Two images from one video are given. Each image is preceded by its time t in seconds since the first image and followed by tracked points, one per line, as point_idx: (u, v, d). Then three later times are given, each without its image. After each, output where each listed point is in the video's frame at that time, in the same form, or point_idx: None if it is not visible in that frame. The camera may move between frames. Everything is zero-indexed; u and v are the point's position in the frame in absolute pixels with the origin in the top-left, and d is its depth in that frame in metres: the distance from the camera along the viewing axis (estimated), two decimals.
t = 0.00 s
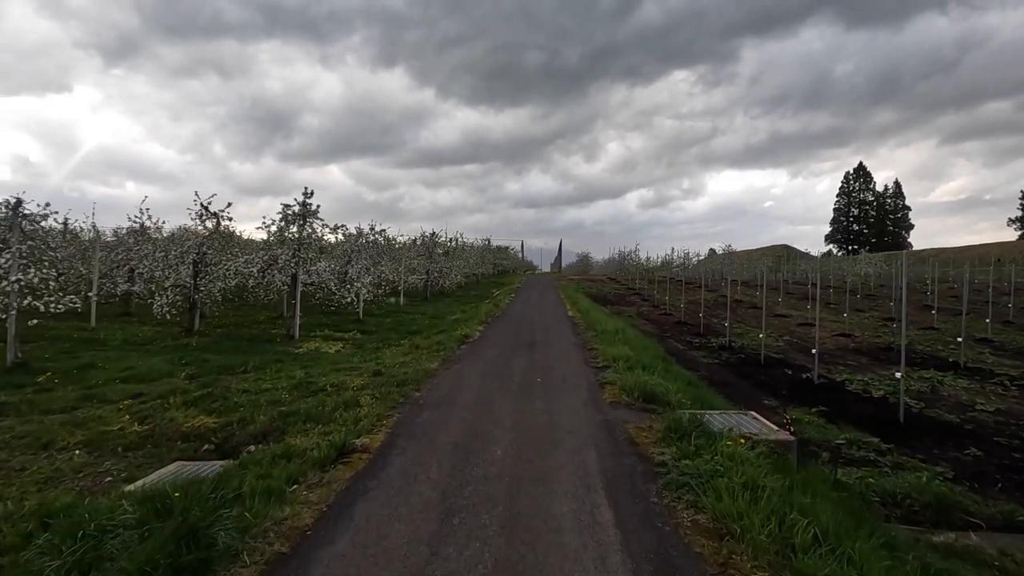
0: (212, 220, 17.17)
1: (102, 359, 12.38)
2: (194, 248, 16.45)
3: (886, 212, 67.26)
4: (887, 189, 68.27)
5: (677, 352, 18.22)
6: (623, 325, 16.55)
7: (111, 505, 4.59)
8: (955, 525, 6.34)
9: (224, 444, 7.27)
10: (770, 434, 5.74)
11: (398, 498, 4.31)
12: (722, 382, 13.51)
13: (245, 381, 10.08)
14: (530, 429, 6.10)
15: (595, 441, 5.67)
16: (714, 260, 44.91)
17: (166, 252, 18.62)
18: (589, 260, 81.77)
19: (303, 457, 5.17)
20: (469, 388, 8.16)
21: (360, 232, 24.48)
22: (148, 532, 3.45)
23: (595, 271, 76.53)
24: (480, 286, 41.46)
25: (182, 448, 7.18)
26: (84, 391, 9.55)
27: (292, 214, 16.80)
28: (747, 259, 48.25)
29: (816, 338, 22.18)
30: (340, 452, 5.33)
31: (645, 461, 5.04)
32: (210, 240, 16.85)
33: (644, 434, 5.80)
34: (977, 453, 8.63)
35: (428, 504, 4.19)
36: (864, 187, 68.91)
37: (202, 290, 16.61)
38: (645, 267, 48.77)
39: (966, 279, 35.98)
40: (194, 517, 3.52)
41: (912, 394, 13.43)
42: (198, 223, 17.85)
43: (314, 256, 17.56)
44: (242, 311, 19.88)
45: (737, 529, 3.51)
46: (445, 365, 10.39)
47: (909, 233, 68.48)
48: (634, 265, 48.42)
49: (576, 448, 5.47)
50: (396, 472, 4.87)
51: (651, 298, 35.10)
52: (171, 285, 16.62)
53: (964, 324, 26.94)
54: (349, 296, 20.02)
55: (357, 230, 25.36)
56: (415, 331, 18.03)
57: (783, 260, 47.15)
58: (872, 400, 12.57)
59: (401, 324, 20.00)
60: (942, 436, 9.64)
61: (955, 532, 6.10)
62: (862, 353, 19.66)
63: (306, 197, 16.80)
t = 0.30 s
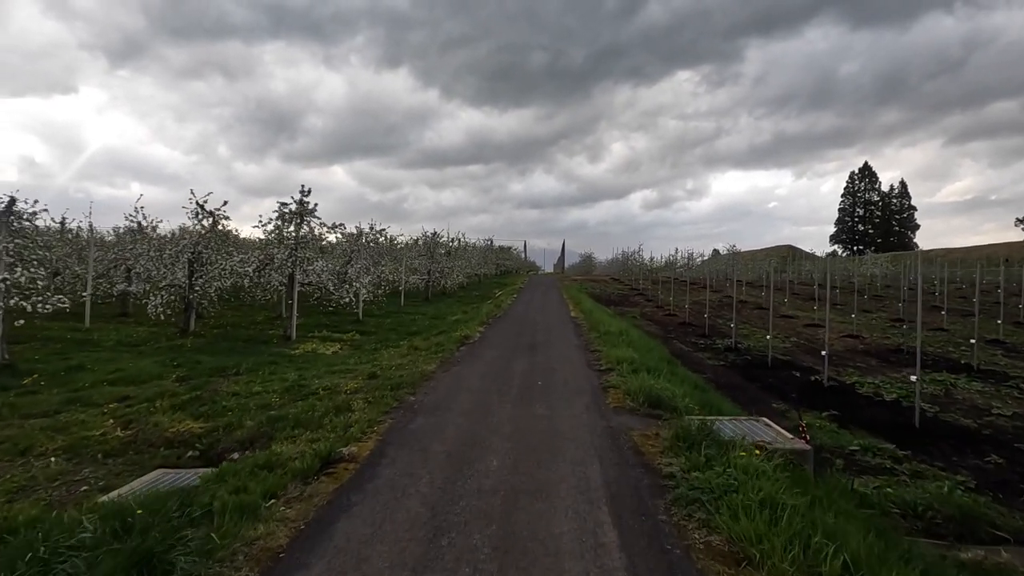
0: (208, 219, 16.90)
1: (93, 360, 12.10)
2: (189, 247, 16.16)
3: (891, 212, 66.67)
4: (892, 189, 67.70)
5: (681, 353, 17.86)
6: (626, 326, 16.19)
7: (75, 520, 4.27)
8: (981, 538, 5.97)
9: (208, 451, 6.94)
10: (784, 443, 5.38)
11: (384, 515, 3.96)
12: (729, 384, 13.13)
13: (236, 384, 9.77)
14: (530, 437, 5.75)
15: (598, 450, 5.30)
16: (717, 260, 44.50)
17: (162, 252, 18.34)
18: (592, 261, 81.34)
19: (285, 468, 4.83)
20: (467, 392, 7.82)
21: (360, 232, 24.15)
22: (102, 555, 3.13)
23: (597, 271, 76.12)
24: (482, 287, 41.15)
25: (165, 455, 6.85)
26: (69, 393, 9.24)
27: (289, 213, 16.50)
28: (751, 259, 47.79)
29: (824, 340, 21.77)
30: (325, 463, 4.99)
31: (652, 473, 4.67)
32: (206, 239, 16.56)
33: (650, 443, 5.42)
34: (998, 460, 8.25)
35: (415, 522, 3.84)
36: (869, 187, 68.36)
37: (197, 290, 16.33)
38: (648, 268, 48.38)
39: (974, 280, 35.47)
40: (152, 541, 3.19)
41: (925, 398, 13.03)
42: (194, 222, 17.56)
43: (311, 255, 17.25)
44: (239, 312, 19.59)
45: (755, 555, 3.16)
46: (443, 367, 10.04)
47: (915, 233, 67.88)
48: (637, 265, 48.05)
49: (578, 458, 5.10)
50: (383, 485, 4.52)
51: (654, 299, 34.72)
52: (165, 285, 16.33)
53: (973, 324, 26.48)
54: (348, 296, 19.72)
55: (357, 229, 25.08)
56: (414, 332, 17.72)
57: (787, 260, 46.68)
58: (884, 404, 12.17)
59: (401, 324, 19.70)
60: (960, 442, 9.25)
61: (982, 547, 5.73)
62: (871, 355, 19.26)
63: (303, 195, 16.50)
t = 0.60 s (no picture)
0: (204, 218, 16.62)
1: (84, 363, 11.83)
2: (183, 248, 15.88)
3: (896, 211, 66.05)
4: (898, 188, 67.11)
5: (686, 356, 17.50)
6: (629, 328, 15.85)
7: (37, 541, 3.97)
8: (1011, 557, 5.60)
9: (192, 461, 6.63)
10: (800, 458, 5.03)
11: (367, 540, 3.62)
12: (737, 388, 12.76)
13: (227, 388, 9.47)
14: (529, 450, 5.41)
15: (601, 465, 4.95)
16: (722, 261, 44.07)
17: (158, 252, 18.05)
18: (595, 261, 80.94)
19: (264, 484, 4.51)
20: (464, 400, 7.50)
21: (359, 232, 23.84)
22: None
23: (600, 271, 75.70)
24: (484, 287, 40.82)
25: (146, 465, 6.54)
26: (53, 398, 8.93)
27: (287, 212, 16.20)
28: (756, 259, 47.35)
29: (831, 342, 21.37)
30: (307, 479, 4.66)
31: (660, 492, 4.32)
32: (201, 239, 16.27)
33: (656, 457, 5.08)
34: (1021, 470, 7.88)
35: (401, 549, 3.51)
36: (874, 187, 67.76)
37: (192, 291, 16.04)
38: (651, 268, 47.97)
39: (982, 280, 34.98)
40: None
41: (938, 402, 12.64)
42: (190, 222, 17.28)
43: (309, 256, 16.94)
44: (236, 313, 19.31)
45: None
46: (441, 371, 9.72)
47: (921, 232, 67.26)
48: (640, 265, 47.67)
49: (580, 474, 4.75)
50: (369, 505, 4.18)
51: (658, 300, 34.32)
52: (160, 286, 16.04)
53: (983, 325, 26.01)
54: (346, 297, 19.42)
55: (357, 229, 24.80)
56: (414, 334, 17.42)
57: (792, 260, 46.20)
58: (897, 410, 11.79)
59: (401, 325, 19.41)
60: (979, 451, 8.88)
61: (1012, 567, 5.37)
62: (880, 357, 18.86)
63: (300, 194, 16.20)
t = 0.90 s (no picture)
0: (200, 215, 16.30)
1: (76, 363, 11.53)
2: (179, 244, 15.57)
3: (903, 208, 65.37)
4: (904, 185, 66.44)
5: (692, 355, 17.13)
6: (635, 327, 15.48)
7: None
8: None
9: (177, 467, 6.31)
10: (821, 466, 4.70)
11: (350, 562, 3.26)
12: (746, 389, 12.39)
13: (220, 389, 9.15)
14: (530, 457, 5.06)
15: (608, 475, 4.59)
16: (726, 258, 43.59)
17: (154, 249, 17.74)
18: (598, 258, 80.47)
19: (244, 496, 4.18)
20: (462, 402, 7.16)
21: (360, 229, 23.51)
22: None
23: (603, 269, 75.26)
24: (487, 285, 40.47)
25: (130, 471, 6.22)
26: (40, 400, 8.62)
27: (284, 208, 15.87)
28: (761, 257, 46.85)
29: (840, 340, 20.96)
30: (291, 490, 4.32)
31: (673, 505, 3.97)
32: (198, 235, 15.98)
33: (667, 465, 4.74)
34: None
35: (389, 571, 3.16)
36: (880, 184, 67.05)
37: (189, 289, 15.74)
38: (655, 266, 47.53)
39: (992, 278, 34.42)
40: None
41: (955, 403, 12.24)
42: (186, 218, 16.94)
43: (307, 253, 16.60)
44: (235, 311, 19.01)
45: None
46: (440, 371, 9.39)
47: (928, 229, 66.57)
48: (644, 263, 47.25)
49: (586, 485, 4.40)
50: (356, 520, 3.83)
51: (663, 298, 33.88)
52: (156, 284, 15.73)
53: (995, 323, 25.52)
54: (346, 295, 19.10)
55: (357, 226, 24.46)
56: (415, 332, 17.09)
57: (798, 257, 45.67)
58: (912, 411, 11.39)
59: (402, 324, 19.08)
60: (1003, 455, 8.49)
61: None
62: (891, 356, 18.45)
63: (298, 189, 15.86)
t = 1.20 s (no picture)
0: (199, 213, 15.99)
1: (69, 364, 11.25)
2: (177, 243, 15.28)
3: (911, 206, 64.56)
4: (912, 183, 65.64)
5: (700, 355, 16.73)
6: (643, 327, 15.10)
7: None
8: None
9: (163, 478, 5.99)
10: (851, 485, 4.32)
11: None
12: (758, 392, 11.98)
13: (214, 393, 8.84)
14: (535, 473, 4.70)
15: (620, 495, 4.22)
16: (733, 256, 43.08)
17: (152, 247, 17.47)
18: (603, 257, 79.96)
19: (223, 518, 3.83)
20: (464, 410, 6.79)
21: (362, 227, 23.20)
22: None
23: (608, 267, 74.79)
24: (491, 284, 40.16)
25: (114, 483, 5.90)
26: (27, 404, 8.32)
27: (284, 206, 15.57)
28: (768, 255, 46.30)
29: (851, 340, 20.49)
30: (275, 512, 3.97)
31: (693, 531, 3.60)
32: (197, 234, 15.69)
33: (684, 483, 4.37)
34: None
35: None
36: (888, 181, 66.23)
37: (187, 289, 15.45)
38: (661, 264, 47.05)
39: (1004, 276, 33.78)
40: None
41: (975, 406, 11.80)
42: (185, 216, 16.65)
43: (307, 251, 16.28)
44: (235, 311, 18.73)
45: None
46: (441, 375, 9.04)
47: (937, 227, 65.74)
48: (650, 262, 46.79)
49: (596, 506, 4.03)
50: (344, 547, 3.48)
51: (669, 296, 33.47)
52: (153, 283, 15.44)
53: (1010, 323, 24.95)
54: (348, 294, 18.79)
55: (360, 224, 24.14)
56: (417, 333, 16.75)
57: (806, 255, 45.08)
58: (932, 416, 10.95)
59: (404, 324, 18.75)
60: None
61: None
62: (904, 357, 17.98)
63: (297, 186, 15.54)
